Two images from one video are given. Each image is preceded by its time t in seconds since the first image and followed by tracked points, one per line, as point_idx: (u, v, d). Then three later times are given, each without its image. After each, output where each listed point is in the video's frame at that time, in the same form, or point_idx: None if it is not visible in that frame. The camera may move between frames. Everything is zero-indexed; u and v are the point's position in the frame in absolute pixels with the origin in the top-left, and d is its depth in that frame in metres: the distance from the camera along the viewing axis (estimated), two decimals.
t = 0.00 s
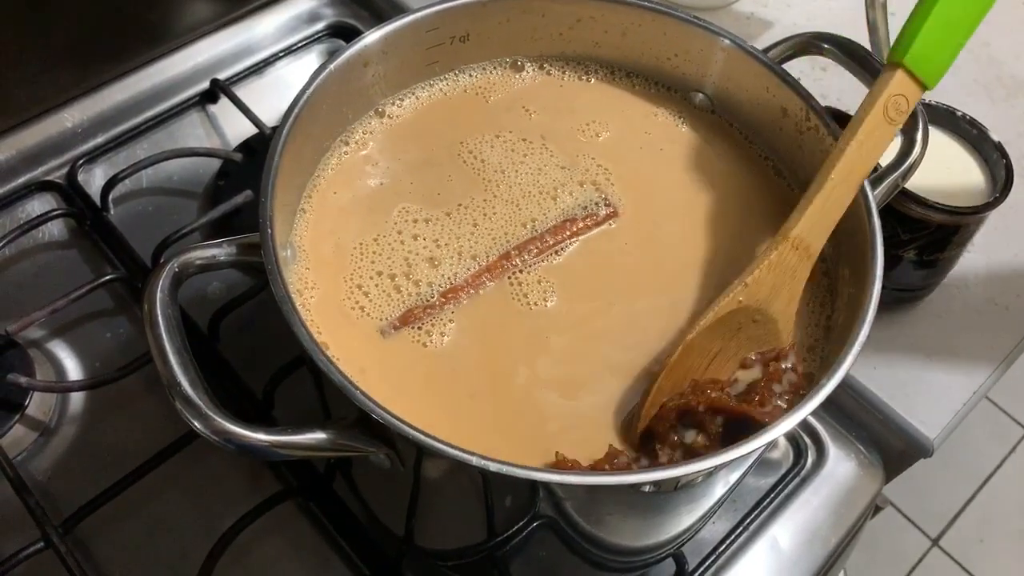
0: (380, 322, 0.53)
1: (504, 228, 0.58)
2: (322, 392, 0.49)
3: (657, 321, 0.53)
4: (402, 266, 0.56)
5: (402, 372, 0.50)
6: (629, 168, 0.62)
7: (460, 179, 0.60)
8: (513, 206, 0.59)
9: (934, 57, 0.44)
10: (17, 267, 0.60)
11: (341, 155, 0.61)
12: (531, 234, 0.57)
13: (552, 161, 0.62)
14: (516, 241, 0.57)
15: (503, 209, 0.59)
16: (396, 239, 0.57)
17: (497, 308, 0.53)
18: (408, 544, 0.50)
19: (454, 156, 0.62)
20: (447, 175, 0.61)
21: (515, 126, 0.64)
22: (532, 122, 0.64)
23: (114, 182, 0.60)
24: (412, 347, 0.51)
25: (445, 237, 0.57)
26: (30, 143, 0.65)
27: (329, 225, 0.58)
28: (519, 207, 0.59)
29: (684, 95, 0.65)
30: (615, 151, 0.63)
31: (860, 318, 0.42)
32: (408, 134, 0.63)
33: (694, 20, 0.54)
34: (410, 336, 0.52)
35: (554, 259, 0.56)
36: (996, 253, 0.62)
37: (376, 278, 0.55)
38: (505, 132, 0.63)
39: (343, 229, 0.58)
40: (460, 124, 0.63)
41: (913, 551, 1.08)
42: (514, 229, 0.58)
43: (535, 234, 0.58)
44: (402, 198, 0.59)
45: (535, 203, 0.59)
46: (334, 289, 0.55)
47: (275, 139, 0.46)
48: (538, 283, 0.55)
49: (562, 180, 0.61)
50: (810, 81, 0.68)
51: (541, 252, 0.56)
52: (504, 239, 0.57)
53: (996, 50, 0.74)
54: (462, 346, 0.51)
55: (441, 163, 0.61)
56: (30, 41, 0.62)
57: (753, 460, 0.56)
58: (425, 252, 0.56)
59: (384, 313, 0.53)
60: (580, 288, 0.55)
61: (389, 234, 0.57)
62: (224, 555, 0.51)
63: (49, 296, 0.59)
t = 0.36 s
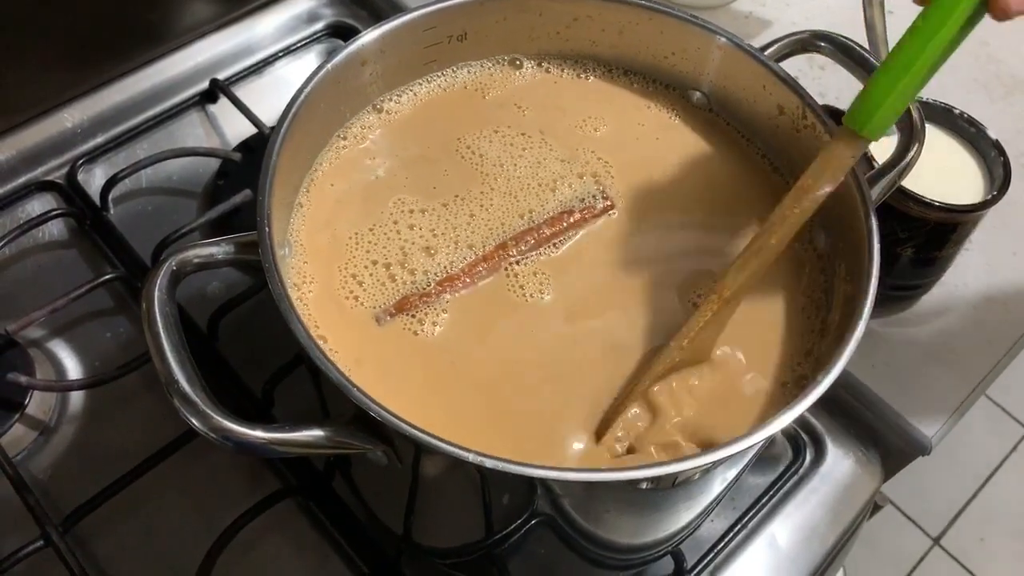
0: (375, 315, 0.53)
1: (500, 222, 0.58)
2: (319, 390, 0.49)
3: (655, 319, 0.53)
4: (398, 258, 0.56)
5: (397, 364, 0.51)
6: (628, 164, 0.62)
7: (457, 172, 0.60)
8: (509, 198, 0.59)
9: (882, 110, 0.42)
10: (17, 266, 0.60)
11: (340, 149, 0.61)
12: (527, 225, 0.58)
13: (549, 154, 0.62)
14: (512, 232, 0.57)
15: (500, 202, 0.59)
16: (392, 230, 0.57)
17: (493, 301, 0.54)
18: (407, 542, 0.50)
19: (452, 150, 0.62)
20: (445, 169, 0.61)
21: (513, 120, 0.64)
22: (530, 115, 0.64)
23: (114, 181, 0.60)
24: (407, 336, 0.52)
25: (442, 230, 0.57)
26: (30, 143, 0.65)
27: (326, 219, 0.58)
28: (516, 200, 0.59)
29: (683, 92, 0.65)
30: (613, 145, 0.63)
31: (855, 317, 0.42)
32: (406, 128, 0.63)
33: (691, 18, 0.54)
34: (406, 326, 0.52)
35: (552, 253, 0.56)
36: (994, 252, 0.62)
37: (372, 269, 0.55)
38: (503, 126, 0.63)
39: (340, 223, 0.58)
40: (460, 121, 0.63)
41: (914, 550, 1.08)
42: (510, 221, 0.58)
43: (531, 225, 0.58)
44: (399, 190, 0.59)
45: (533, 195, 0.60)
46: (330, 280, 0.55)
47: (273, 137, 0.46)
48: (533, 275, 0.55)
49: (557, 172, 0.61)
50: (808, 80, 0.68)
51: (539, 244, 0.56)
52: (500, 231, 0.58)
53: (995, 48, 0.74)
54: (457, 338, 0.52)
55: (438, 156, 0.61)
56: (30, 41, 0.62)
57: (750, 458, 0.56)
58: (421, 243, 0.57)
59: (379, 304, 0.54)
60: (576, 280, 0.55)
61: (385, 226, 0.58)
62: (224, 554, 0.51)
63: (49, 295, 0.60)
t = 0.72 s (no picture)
0: (375, 312, 0.53)
1: (499, 219, 0.59)
2: (319, 386, 0.50)
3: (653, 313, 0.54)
4: (398, 257, 0.56)
5: (397, 357, 0.51)
6: (624, 161, 0.62)
7: (456, 170, 0.61)
8: (510, 197, 0.60)
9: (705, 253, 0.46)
10: (17, 265, 0.61)
11: (336, 147, 0.61)
12: (526, 223, 0.58)
13: (547, 152, 0.62)
14: (511, 231, 0.58)
15: (499, 198, 0.60)
16: (392, 228, 0.58)
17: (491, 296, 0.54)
18: (405, 536, 0.50)
19: (451, 148, 0.62)
20: (443, 168, 0.61)
21: (511, 118, 0.64)
22: (528, 113, 0.65)
23: (113, 180, 0.60)
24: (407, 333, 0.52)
25: (442, 227, 0.58)
26: (30, 143, 0.65)
27: (326, 217, 0.58)
28: (515, 197, 0.60)
29: (677, 89, 0.65)
30: (611, 142, 0.63)
31: (851, 309, 0.43)
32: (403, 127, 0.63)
33: (686, 15, 0.54)
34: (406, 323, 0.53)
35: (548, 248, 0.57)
36: (990, 248, 0.63)
37: (372, 267, 0.56)
38: (501, 125, 0.64)
39: (338, 221, 0.58)
40: (459, 121, 0.64)
41: (915, 549, 1.08)
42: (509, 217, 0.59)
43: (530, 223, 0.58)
44: (399, 189, 0.60)
45: (532, 193, 0.60)
46: (330, 276, 0.55)
47: (270, 134, 0.46)
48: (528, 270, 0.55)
49: (555, 169, 0.61)
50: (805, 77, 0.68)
51: (537, 241, 0.57)
52: (499, 229, 0.58)
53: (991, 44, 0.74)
54: (456, 333, 0.52)
55: (437, 154, 0.62)
56: (29, 41, 0.62)
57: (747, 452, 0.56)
58: (422, 241, 0.57)
59: (380, 301, 0.54)
60: (575, 276, 0.55)
61: (385, 224, 0.58)
62: (224, 549, 0.52)
63: (49, 294, 0.60)
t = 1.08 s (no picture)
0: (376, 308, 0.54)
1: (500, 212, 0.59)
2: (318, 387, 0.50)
3: (651, 314, 0.54)
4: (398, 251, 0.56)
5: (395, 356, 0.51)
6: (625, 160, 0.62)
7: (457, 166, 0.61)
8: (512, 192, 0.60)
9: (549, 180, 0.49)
10: (18, 268, 0.61)
11: (337, 145, 0.62)
12: (528, 219, 0.58)
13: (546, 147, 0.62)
14: (513, 229, 0.58)
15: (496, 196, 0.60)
16: (393, 224, 0.58)
17: (493, 295, 0.54)
18: (405, 538, 0.51)
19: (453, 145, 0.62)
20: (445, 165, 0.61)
21: (511, 115, 0.64)
22: (528, 110, 0.65)
23: (114, 184, 0.61)
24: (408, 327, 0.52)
25: (443, 221, 0.58)
26: (31, 147, 0.66)
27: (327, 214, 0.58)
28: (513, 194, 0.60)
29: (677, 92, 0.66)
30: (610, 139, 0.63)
31: (847, 308, 0.43)
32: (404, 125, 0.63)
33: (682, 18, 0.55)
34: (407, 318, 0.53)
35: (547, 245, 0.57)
36: (988, 249, 0.63)
37: (373, 264, 0.56)
38: (503, 123, 0.64)
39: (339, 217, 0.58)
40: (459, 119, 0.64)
41: (916, 551, 1.08)
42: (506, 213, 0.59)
43: (530, 221, 0.58)
44: (400, 184, 0.60)
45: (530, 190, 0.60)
46: (328, 276, 0.55)
47: (270, 136, 0.47)
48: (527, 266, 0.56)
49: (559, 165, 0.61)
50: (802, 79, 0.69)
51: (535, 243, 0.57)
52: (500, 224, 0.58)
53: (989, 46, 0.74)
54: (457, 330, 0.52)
55: (437, 150, 0.62)
56: (30, 46, 0.62)
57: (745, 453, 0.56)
58: (423, 236, 0.57)
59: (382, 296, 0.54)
60: (574, 274, 0.56)
61: (387, 220, 0.58)
62: (225, 552, 0.52)
63: (50, 297, 0.60)
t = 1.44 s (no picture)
0: (377, 313, 0.54)
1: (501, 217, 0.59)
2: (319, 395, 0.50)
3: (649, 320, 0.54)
4: (398, 256, 0.57)
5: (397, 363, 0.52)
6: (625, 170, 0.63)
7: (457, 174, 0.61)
8: (517, 198, 0.60)
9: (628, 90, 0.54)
10: (21, 277, 0.61)
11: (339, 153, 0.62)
12: (530, 224, 0.59)
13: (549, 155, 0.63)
14: (515, 235, 0.58)
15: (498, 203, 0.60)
16: (395, 229, 0.58)
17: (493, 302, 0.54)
18: (406, 544, 0.51)
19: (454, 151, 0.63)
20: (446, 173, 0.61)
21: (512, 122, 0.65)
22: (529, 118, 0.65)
23: (116, 192, 0.61)
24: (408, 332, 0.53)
25: (442, 226, 0.58)
26: (34, 156, 0.66)
27: (329, 223, 0.59)
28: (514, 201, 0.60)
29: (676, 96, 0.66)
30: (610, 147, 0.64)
31: (843, 315, 0.43)
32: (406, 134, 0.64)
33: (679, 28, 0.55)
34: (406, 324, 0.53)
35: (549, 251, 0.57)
36: (986, 255, 0.63)
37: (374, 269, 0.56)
38: (505, 131, 0.64)
39: (341, 225, 0.59)
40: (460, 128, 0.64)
41: (916, 555, 1.08)
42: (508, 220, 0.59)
43: (531, 225, 0.59)
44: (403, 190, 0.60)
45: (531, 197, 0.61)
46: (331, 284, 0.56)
47: (271, 146, 0.47)
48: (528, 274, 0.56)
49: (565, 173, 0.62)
50: (800, 87, 0.69)
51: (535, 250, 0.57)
52: (503, 229, 0.58)
53: (985, 54, 0.75)
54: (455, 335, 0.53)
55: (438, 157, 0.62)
56: (32, 56, 0.63)
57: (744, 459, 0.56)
58: (423, 241, 0.58)
59: (382, 301, 0.55)
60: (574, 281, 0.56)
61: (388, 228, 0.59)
62: (227, 559, 0.52)
63: (52, 305, 0.60)
